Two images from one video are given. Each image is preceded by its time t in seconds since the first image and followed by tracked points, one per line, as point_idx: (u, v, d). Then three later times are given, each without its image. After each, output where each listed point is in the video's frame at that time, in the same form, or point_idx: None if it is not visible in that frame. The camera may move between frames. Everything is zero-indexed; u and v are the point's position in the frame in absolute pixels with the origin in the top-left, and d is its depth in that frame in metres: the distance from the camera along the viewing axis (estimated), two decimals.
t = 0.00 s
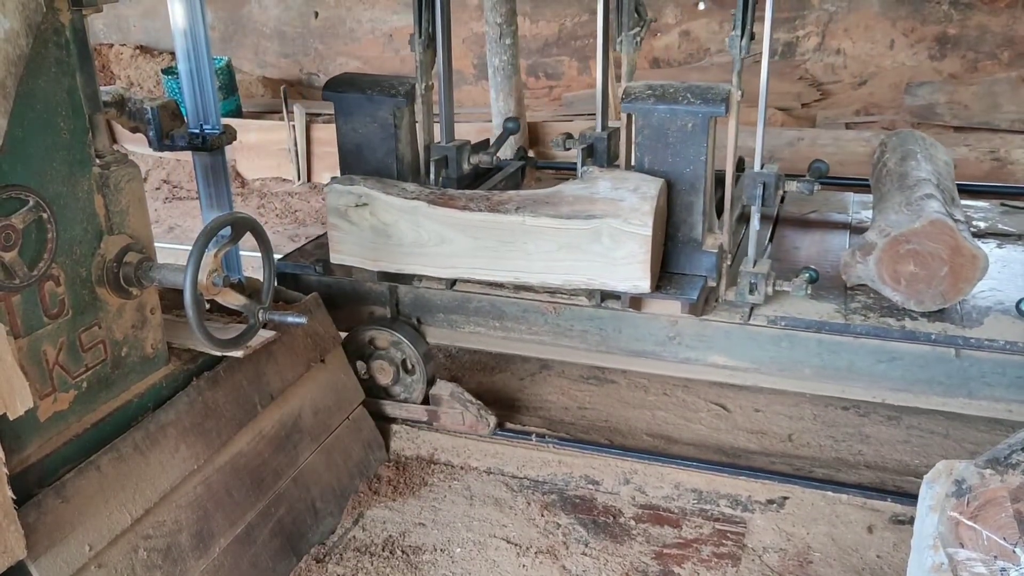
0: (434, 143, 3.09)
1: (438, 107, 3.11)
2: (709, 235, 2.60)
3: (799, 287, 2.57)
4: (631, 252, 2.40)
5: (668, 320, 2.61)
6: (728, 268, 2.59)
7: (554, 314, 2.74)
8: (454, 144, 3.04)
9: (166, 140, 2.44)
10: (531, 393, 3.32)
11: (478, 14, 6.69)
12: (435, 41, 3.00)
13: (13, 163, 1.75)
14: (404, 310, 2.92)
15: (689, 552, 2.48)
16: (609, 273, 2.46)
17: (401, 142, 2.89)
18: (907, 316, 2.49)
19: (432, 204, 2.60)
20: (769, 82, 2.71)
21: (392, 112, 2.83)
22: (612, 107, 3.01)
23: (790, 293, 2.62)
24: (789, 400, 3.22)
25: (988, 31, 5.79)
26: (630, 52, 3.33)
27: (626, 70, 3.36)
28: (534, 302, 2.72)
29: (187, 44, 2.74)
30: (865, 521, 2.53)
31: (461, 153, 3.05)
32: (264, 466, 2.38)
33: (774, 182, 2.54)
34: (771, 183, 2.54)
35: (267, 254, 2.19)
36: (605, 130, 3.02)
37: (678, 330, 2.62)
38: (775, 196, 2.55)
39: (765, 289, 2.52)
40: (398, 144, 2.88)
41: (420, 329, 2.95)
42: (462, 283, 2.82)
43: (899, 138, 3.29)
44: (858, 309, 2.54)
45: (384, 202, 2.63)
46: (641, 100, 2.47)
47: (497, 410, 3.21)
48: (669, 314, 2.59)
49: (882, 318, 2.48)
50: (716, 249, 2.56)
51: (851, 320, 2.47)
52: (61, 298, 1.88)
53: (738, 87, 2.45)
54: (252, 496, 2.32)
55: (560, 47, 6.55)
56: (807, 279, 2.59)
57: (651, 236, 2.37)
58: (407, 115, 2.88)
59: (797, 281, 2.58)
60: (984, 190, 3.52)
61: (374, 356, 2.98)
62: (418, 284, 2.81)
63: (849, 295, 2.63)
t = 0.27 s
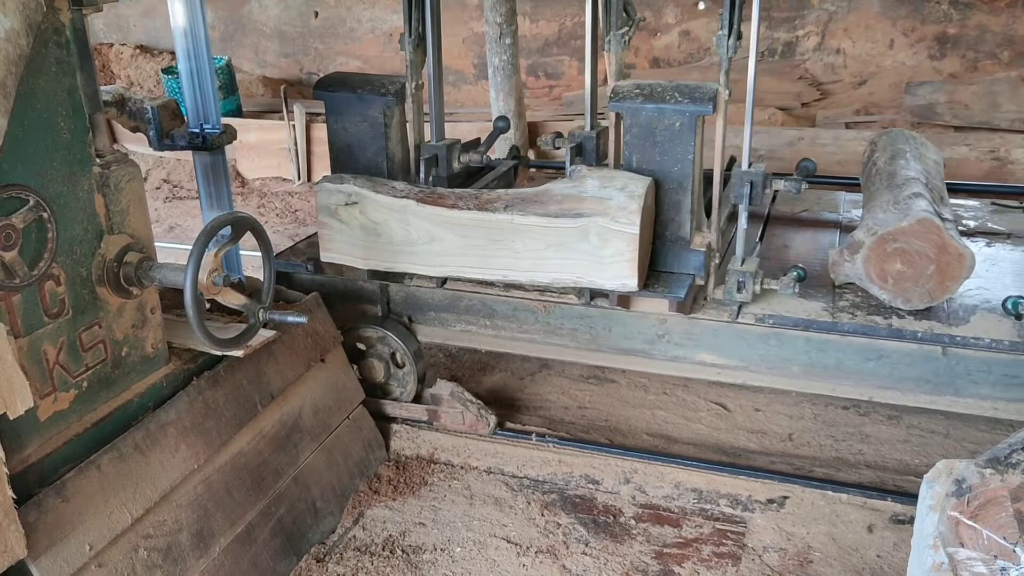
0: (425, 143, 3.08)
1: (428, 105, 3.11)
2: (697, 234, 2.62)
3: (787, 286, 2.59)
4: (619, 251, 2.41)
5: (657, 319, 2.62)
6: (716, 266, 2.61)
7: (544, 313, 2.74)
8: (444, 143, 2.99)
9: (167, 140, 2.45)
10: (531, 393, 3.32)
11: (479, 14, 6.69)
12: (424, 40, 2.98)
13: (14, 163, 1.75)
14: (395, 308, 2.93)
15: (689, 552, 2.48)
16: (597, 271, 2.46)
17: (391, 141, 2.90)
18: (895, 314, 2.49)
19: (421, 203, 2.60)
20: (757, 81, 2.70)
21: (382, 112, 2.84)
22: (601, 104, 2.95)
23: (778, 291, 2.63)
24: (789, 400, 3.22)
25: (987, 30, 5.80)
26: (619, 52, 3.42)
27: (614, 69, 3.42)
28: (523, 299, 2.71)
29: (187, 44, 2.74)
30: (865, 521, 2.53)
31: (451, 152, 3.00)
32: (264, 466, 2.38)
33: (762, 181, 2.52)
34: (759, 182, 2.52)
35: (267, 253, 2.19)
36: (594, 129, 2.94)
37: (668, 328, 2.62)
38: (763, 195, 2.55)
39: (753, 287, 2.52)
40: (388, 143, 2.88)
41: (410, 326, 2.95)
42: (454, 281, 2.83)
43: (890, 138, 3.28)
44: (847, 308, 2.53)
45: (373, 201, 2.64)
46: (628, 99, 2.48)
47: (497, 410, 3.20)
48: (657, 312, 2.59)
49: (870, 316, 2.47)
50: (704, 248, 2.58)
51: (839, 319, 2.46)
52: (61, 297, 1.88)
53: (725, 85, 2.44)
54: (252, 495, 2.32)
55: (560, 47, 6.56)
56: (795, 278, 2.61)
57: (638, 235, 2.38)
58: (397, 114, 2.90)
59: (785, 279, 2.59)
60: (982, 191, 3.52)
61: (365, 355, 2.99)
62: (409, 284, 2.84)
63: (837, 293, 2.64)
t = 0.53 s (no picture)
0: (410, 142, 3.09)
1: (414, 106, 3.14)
2: (681, 233, 2.61)
3: (771, 286, 2.54)
4: (602, 249, 2.41)
5: (643, 317, 2.63)
6: (699, 265, 2.62)
7: (530, 312, 2.75)
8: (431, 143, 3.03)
9: (167, 140, 2.47)
10: (531, 393, 3.32)
11: (479, 14, 6.69)
12: (410, 40, 2.99)
13: (12, 163, 1.75)
14: (383, 306, 2.94)
15: (689, 552, 2.48)
16: (578, 270, 2.46)
17: (376, 140, 2.90)
18: (877, 313, 2.49)
19: (405, 202, 2.60)
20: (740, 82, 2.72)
21: (368, 111, 2.84)
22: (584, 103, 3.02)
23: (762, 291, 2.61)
24: (789, 400, 3.22)
25: (987, 31, 5.80)
26: (601, 52, 3.32)
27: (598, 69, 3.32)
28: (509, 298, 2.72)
29: (186, 44, 2.74)
30: (865, 522, 2.53)
31: (436, 151, 3.04)
32: (264, 466, 2.38)
33: (743, 180, 2.55)
34: (740, 181, 2.55)
35: (267, 253, 2.19)
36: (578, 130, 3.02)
37: (652, 326, 2.63)
38: (745, 192, 2.58)
39: (736, 286, 2.51)
40: (374, 142, 2.89)
41: (398, 325, 2.96)
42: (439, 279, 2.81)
43: (878, 138, 3.27)
44: (830, 307, 2.54)
45: (358, 199, 2.64)
46: (611, 99, 2.47)
47: (496, 410, 3.20)
48: (642, 311, 2.60)
49: (852, 316, 2.48)
50: (688, 247, 2.58)
51: (821, 316, 2.47)
52: (60, 298, 1.88)
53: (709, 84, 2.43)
54: (252, 496, 2.32)
55: (560, 47, 6.56)
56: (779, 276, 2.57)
57: (621, 232, 2.38)
58: (384, 113, 2.90)
59: (769, 278, 2.55)
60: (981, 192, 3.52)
61: (353, 354, 3.01)
62: (396, 280, 2.82)
63: (820, 292, 2.64)
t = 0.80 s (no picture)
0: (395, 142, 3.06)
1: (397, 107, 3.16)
2: (663, 231, 2.63)
3: (751, 284, 2.55)
4: (582, 248, 2.42)
5: (626, 316, 2.65)
6: (680, 264, 2.62)
7: (514, 310, 2.76)
8: (414, 142, 3.01)
9: (166, 141, 2.47)
10: (530, 393, 3.32)
11: (479, 15, 6.69)
12: (394, 40, 3.00)
13: (12, 164, 1.75)
14: (368, 305, 2.95)
15: (689, 553, 2.48)
16: (560, 268, 2.47)
17: (362, 140, 2.92)
18: (856, 311, 2.49)
19: (388, 201, 2.61)
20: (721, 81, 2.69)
21: (353, 111, 2.85)
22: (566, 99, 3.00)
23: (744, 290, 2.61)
24: (789, 401, 3.22)
25: (987, 31, 5.80)
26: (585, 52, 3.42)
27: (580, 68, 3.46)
28: (494, 296, 2.74)
29: (186, 45, 2.73)
30: (865, 522, 2.53)
31: (420, 150, 3.02)
32: (264, 467, 2.38)
33: (724, 181, 2.52)
34: (721, 182, 2.52)
35: (266, 254, 2.19)
36: (562, 128, 3.00)
37: (635, 325, 2.65)
38: (726, 193, 2.55)
39: (717, 285, 2.50)
40: (359, 142, 2.90)
41: (385, 325, 2.96)
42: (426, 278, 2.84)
43: (862, 139, 3.27)
44: (810, 305, 2.55)
45: (341, 199, 2.65)
46: (592, 99, 2.50)
47: (495, 411, 3.20)
48: (624, 311, 2.62)
49: (833, 315, 2.48)
50: (668, 245, 2.59)
51: (801, 315, 2.48)
52: (59, 298, 1.88)
53: (688, 84, 2.45)
54: (252, 496, 2.32)
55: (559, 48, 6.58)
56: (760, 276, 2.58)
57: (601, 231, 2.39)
58: (368, 113, 2.91)
59: (750, 277, 2.55)
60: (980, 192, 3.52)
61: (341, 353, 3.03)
62: (381, 280, 2.87)
63: (802, 291, 2.65)
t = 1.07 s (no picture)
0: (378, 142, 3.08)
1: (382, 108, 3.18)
2: (643, 231, 2.66)
3: (732, 284, 2.54)
4: (562, 247, 2.44)
5: (608, 316, 2.66)
6: (661, 263, 2.64)
7: (499, 309, 2.78)
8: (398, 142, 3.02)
9: (166, 142, 2.47)
10: (530, 394, 3.32)
11: (479, 15, 6.69)
12: (377, 41, 3.04)
13: (12, 165, 1.75)
14: (353, 304, 2.97)
15: (688, 554, 2.48)
16: (540, 266, 2.49)
17: (347, 139, 2.92)
18: (836, 310, 2.51)
19: (371, 200, 2.63)
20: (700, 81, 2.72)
21: (336, 112, 2.86)
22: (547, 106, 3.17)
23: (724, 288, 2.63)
24: (789, 402, 3.22)
25: (987, 33, 5.80)
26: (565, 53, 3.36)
27: (561, 70, 3.35)
28: (477, 295, 2.76)
29: (186, 47, 2.73)
30: (864, 523, 2.53)
31: (404, 150, 3.03)
32: (263, 468, 2.38)
33: (703, 180, 2.54)
34: (700, 181, 2.54)
35: (266, 255, 2.19)
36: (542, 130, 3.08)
37: (617, 324, 2.67)
38: (706, 193, 2.56)
39: (698, 284, 2.53)
40: (344, 142, 2.91)
41: (370, 324, 2.98)
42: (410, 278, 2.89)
43: (845, 139, 3.28)
44: (790, 304, 2.56)
45: (324, 198, 2.68)
46: (573, 100, 2.51)
47: (494, 412, 3.20)
48: (606, 310, 2.64)
49: (812, 313, 2.50)
50: (648, 245, 2.62)
51: (780, 314, 2.50)
52: (59, 299, 1.88)
53: (667, 85, 2.47)
54: (252, 497, 2.32)
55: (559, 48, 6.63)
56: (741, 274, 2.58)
57: (580, 231, 2.41)
58: (352, 114, 2.90)
59: (730, 277, 2.54)
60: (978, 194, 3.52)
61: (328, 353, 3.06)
62: (366, 279, 2.91)
63: (783, 290, 2.66)
